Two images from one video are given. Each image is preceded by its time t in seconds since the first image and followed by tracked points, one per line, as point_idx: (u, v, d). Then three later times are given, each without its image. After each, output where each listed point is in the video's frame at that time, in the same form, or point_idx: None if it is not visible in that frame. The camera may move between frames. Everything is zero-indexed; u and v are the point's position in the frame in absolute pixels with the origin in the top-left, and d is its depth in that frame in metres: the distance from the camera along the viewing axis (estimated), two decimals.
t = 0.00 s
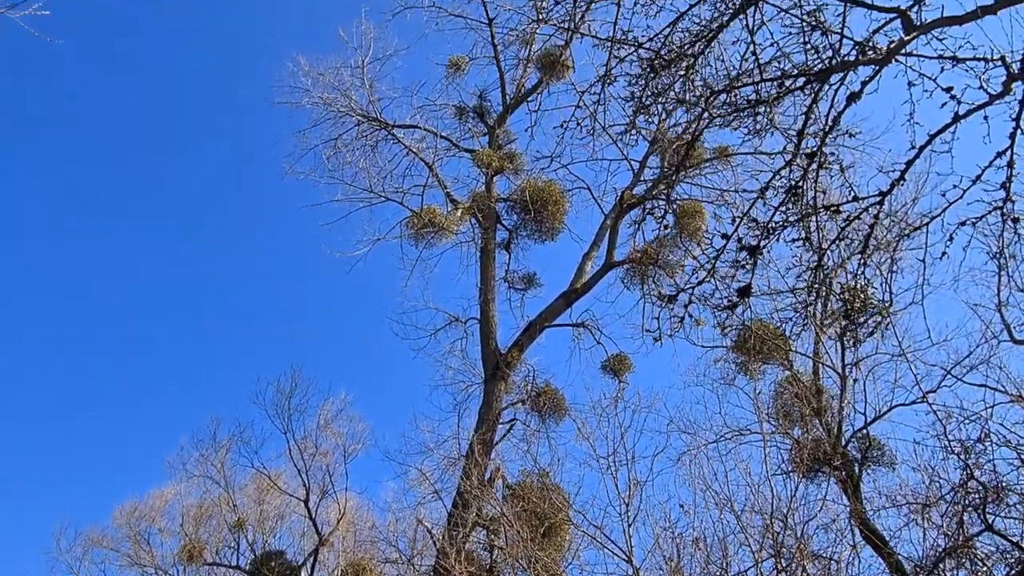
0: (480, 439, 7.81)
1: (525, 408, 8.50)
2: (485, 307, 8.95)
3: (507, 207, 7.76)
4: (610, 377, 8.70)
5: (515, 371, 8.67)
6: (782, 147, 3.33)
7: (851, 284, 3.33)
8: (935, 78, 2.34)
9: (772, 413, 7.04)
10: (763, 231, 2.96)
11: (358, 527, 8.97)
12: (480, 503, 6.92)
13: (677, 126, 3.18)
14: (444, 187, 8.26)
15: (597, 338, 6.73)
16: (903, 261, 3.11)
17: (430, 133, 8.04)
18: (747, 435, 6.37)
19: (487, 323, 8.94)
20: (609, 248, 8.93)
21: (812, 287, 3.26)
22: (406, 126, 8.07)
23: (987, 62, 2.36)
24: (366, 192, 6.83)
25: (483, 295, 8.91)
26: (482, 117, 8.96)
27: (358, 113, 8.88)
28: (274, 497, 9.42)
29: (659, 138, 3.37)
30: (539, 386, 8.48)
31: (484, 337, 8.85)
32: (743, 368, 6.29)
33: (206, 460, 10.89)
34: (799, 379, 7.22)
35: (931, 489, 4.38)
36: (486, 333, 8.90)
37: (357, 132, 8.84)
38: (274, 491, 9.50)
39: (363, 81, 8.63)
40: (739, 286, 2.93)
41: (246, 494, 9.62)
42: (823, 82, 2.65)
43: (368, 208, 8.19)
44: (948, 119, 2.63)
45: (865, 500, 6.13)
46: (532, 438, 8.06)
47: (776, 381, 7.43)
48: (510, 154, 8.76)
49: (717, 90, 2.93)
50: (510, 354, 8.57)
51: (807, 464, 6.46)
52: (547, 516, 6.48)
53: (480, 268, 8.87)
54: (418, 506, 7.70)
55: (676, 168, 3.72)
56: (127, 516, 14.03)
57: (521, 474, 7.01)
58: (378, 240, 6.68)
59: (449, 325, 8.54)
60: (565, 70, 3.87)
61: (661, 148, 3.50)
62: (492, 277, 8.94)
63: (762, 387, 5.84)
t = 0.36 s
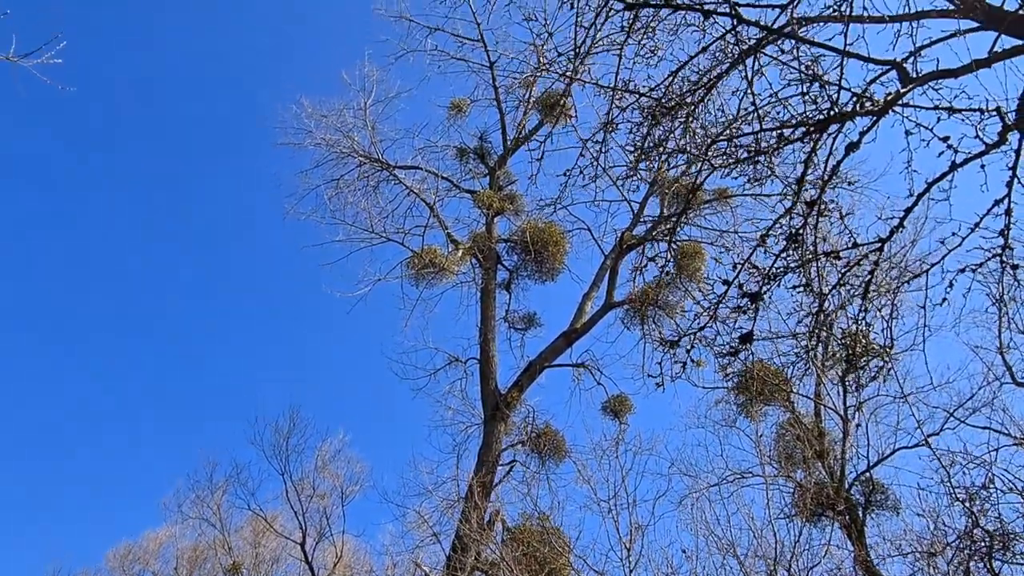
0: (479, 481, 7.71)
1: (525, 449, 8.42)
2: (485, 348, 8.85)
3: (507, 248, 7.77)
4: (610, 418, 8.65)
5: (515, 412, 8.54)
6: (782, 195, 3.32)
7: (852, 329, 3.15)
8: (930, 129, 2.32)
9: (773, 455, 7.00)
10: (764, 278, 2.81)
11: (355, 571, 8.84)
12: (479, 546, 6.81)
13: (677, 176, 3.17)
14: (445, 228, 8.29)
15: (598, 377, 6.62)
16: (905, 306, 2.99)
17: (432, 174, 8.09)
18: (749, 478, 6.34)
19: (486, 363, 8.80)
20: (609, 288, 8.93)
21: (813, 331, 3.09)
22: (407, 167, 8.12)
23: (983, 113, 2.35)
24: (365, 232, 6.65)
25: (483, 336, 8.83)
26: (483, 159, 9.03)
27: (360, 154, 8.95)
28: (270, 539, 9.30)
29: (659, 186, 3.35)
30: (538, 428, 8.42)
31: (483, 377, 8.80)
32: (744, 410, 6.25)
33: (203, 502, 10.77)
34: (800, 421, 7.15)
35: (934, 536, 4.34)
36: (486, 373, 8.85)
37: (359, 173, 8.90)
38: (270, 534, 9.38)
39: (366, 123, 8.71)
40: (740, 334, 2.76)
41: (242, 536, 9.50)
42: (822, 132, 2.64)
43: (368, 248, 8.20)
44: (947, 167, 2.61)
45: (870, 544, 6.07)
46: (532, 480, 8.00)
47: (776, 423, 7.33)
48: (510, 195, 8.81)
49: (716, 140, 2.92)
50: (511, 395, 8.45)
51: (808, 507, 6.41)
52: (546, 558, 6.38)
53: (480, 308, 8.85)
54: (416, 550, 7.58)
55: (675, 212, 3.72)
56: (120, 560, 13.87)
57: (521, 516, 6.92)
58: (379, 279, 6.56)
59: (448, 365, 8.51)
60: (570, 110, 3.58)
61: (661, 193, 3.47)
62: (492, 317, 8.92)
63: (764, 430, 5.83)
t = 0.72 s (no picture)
0: (479, 518, 7.65)
1: (525, 485, 8.36)
2: (486, 383, 8.80)
3: (508, 282, 7.79)
4: (611, 454, 8.60)
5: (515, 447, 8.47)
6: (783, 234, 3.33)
7: (854, 368, 3.15)
8: (929, 169, 2.35)
9: (775, 494, 7.01)
10: (766, 316, 2.82)
11: None
12: None
13: (678, 214, 3.19)
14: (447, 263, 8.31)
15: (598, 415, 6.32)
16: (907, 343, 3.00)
17: (434, 210, 8.14)
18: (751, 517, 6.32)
19: (488, 398, 8.70)
20: (610, 324, 8.93)
21: (815, 369, 3.09)
22: (409, 202, 8.17)
23: (981, 154, 2.38)
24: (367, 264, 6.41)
25: (484, 371, 8.78)
26: (485, 195, 9.09)
27: (362, 190, 9.01)
28: None
29: (659, 224, 3.38)
30: (539, 464, 8.36)
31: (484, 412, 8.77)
32: (746, 446, 6.23)
33: (199, 539, 10.66)
34: (802, 458, 7.12)
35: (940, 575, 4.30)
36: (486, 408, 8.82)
37: (362, 208, 8.95)
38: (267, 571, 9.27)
39: (369, 158, 8.78)
40: (742, 372, 2.77)
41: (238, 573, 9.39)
42: (822, 171, 2.67)
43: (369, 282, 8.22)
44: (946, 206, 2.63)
45: None
46: (533, 517, 7.94)
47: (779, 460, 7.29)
48: (511, 230, 8.85)
49: (717, 179, 2.95)
50: (511, 430, 8.37)
51: (809, 549, 6.45)
52: None
53: (481, 343, 8.83)
54: None
55: (676, 249, 3.74)
56: None
57: (520, 554, 6.85)
58: (378, 314, 6.48)
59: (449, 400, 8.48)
60: (571, 148, 3.44)
61: (662, 230, 3.48)
62: (492, 351, 8.91)
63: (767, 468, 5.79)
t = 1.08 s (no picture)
0: (479, 551, 7.57)
1: (525, 518, 8.30)
2: (486, 414, 8.75)
3: (508, 313, 7.79)
4: (612, 486, 8.54)
5: (515, 479, 8.40)
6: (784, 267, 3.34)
7: (856, 402, 3.14)
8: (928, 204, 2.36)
9: (777, 529, 6.94)
10: (767, 349, 2.83)
11: None
12: None
13: (678, 248, 3.20)
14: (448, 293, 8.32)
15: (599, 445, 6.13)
16: (909, 376, 2.98)
17: (435, 240, 8.16)
18: (754, 551, 6.26)
19: (488, 429, 8.63)
20: (610, 355, 8.93)
21: (816, 403, 3.07)
22: (411, 232, 8.19)
23: (980, 189, 2.39)
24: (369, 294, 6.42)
25: (483, 403, 8.72)
26: (486, 225, 9.13)
27: (364, 220, 9.05)
28: None
29: (660, 257, 3.38)
30: (539, 496, 8.31)
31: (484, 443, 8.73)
32: (747, 479, 6.19)
33: (196, 571, 10.56)
34: (805, 492, 7.05)
35: None
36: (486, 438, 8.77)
37: (363, 238, 8.98)
38: None
39: (371, 189, 8.83)
40: (744, 405, 2.76)
41: None
42: (822, 206, 2.68)
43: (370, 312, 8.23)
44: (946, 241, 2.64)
45: None
46: (533, 550, 7.87)
47: (781, 493, 7.23)
48: (512, 261, 8.87)
49: (717, 213, 2.96)
50: (511, 462, 8.31)
51: None
52: None
53: (481, 373, 8.82)
54: None
55: (677, 282, 3.75)
56: None
57: None
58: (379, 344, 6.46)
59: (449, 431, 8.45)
60: (572, 181, 3.35)
61: (663, 263, 3.50)
62: (493, 382, 8.89)
63: (769, 502, 5.75)
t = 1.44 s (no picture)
0: None
1: (525, 547, 8.24)
2: (486, 442, 8.71)
3: (508, 340, 7.78)
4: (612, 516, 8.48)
5: (515, 508, 8.35)
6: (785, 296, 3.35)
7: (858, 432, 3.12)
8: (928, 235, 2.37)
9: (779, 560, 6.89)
10: (768, 378, 2.83)
11: None
12: None
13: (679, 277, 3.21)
14: (448, 321, 8.33)
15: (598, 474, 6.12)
16: (910, 406, 2.98)
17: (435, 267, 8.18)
18: None
19: (487, 458, 8.57)
20: (611, 383, 8.91)
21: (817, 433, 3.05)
22: (412, 260, 8.22)
23: (979, 221, 2.40)
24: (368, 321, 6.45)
25: (483, 431, 8.68)
26: (487, 253, 9.15)
27: (365, 247, 9.08)
28: None
29: (661, 286, 3.39)
30: (539, 525, 8.25)
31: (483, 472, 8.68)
32: (749, 510, 6.16)
33: None
34: (806, 522, 6.98)
35: None
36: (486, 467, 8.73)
37: (364, 266, 9.00)
38: None
39: (372, 217, 8.86)
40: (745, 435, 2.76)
41: None
42: (822, 236, 2.69)
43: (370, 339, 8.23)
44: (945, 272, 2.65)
45: None
46: None
47: (782, 524, 7.19)
48: (512, 288, 8.89)
49: (718, 243, 2.97)
50: (511, 491, 8.26)
51: None
52: None
53: (481, 401, 8.79)
54: None
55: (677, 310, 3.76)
56: None
57: None
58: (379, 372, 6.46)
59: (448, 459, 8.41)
60: (572, 210, 3.34)
61: (663, 292, 3.51)
62: (493, 410, 8.87)
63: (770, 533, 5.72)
